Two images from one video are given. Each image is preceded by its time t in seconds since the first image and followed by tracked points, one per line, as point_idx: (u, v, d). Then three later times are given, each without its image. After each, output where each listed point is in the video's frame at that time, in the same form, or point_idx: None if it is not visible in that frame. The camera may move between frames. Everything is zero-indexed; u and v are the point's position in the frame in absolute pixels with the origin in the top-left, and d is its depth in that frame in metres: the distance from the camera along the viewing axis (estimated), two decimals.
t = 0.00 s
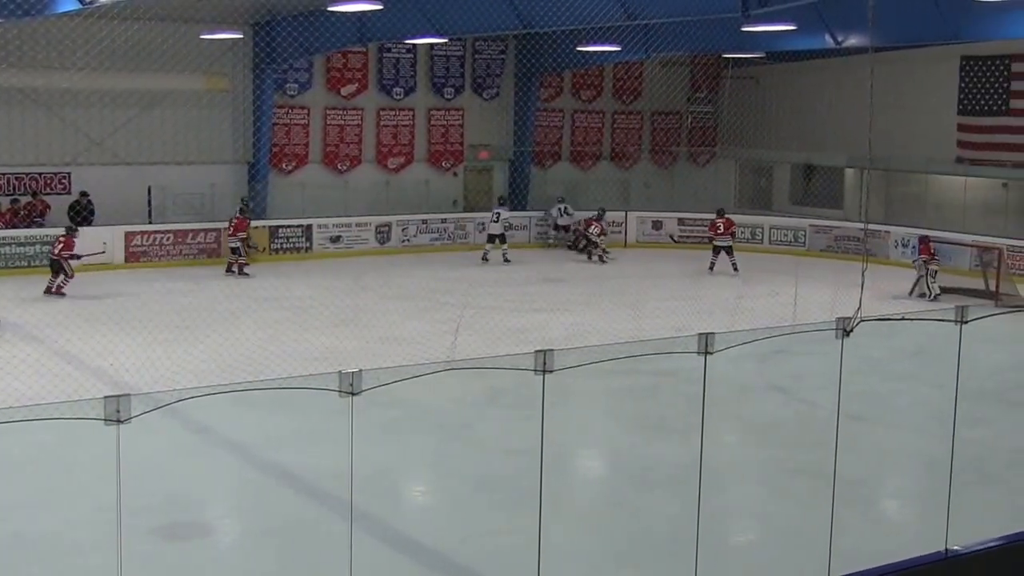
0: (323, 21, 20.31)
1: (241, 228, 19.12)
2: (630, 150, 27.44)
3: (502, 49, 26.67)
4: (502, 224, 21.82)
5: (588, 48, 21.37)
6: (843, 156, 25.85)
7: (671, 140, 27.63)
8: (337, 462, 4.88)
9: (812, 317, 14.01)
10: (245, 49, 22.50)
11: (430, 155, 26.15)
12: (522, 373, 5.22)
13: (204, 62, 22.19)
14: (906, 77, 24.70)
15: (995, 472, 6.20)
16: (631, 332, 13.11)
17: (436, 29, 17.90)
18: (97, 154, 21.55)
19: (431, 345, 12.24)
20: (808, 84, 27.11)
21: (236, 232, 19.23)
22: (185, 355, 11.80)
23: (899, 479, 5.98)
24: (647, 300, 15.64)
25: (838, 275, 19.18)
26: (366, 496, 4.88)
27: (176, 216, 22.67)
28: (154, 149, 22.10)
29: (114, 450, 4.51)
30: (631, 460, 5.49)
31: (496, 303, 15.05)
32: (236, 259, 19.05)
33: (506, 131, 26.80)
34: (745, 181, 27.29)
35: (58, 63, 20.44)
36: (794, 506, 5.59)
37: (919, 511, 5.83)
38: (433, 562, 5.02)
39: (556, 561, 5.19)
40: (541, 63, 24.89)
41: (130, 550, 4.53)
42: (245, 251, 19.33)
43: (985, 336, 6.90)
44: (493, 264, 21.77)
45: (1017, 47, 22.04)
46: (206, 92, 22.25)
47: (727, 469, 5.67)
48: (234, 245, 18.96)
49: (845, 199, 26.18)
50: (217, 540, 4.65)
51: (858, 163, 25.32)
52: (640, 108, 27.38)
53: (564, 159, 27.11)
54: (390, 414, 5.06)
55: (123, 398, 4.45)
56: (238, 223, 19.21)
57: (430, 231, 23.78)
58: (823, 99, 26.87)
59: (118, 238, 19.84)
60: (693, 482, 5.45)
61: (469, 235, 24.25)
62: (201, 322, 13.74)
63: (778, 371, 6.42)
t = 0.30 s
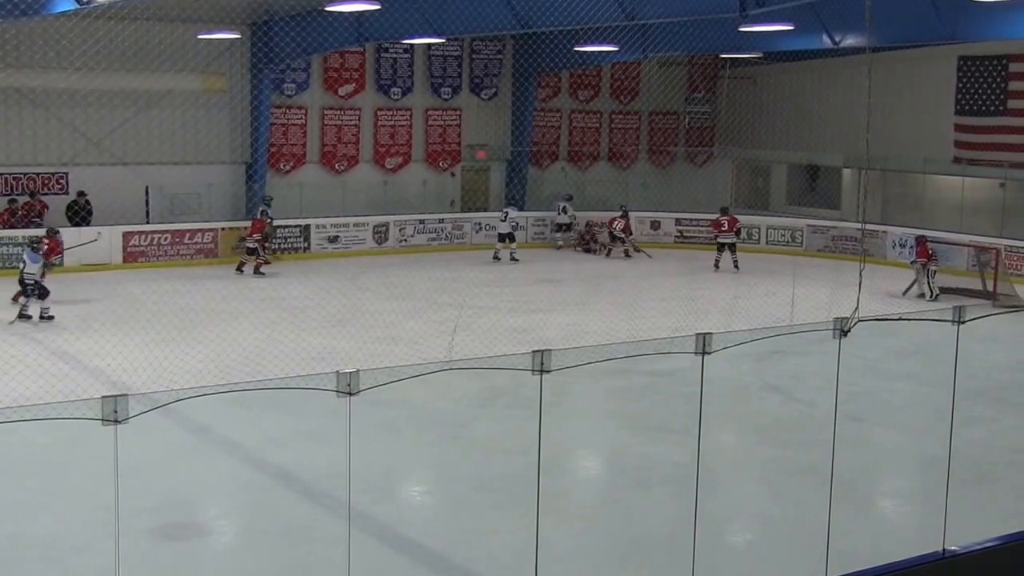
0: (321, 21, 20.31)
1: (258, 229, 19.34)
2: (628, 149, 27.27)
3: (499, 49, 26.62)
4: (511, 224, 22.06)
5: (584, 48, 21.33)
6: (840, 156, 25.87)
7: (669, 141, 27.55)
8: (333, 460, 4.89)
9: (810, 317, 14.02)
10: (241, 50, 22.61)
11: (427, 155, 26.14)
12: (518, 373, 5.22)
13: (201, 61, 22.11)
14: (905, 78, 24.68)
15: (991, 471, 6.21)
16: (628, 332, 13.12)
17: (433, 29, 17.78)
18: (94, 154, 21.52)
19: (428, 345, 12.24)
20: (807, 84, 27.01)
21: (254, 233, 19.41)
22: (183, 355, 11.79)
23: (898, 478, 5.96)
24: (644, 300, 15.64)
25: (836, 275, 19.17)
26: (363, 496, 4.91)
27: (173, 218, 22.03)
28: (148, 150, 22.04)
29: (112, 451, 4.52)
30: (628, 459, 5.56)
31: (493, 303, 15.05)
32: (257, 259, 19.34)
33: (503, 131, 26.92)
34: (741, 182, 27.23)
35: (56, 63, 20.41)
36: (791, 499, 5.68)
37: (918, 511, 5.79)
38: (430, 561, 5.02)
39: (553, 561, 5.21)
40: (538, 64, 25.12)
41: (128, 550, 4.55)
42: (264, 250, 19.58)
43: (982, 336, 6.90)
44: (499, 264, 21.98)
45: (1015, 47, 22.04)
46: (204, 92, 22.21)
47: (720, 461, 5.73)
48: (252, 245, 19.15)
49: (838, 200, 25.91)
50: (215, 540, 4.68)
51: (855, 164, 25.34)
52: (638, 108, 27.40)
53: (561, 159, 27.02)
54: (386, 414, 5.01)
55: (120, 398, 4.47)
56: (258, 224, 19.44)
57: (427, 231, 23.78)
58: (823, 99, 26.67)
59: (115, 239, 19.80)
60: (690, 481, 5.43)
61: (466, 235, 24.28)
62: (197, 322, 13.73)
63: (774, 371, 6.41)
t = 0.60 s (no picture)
0: (317, 21, 20.34)
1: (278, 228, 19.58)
2: (623, 149, 27.06)
3: (495, 49, 26.62)
4: (523, 224, 22.16)
5: (580, 48, 21.27)
6: (835, 156, 25.84)
7: (665, 142, 27.09)
8: (328, 460, 4.88)
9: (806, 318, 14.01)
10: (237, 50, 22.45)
11: (423, 155, 26.27)
12: (514, 373, 5.22)
13: (197, 61, 22.20)
14: (901, 78, 24.67)
15: (986, 472, 6.19)
16: (624, 332, 13.11)
17: (430, 30, 18.20)
18: (91, 154, 21.53)
19: (423, 345, 12.24)
20: (803, 85, 26.84)
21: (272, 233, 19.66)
22: (178, 356, 11.79)
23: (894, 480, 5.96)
24: (639, 300, 15.65)
25: (832, 275, 19.16)
26: (358, 496, 4.86)
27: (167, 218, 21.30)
28: (146, 150, 22.05)
29: (108, 451, 4.51)
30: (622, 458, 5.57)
31: (488, 304, 15.04)
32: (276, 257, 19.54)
33: (499, 131, 26.96)
34: (736, 181, 27.50)
35: (52, 63, 20.44)
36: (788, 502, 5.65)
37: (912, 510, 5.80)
38: (423, 561, 5.02)
39: (547, 560, 5.22)
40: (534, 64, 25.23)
41: (124, 550, 4.54)
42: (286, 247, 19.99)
43: (979, 337, 6.90)
44: (504, 263, 22.01)
45: (1011, 46, 22.02)
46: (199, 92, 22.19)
47: (718, 459, 5.86)
48: (270, 243, 19.42)
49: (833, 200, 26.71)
50: (213, 540, 4.72)
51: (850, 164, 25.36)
52: (633, 108, 27.41)
53: (556, 159, 27.12)
54: (380, 413, 4.99)
55: (116, 399, 4.44)
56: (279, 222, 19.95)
57: (422, 231, 23.82)
58: (819, 100, 26.56)
59: (111, 238, 19.85)
60: (686, 482, 5.42)
61: (461, 235, 24.32)
62: (191, 322, 13.72)
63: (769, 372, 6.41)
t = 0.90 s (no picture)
0: (312, 22, 20.38)
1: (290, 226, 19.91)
2: (617, 149, 27.09)
3: (489, 49, 26.62)
4: (532, 221, 22.15)
5: (575, 48, 21.28)
6: (828, 156, 25.60)
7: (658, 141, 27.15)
8: (325, 461, 4.92)
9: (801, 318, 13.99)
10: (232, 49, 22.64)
11: (417, 155, 26.19)
12: (509, 373, 5.20)
13: (191, 61, 22.22)
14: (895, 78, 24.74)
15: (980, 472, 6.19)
16: (619, 332, 13.10)
17: (423, 30, 18.10)
18: (84, 155, 21.50)
19: (417, 345, 12.25)
20: (797, 85, 26.98)
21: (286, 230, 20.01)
22: (172, 355, 11.79)
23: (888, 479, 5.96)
24: (632, 300, 15.65)
25: (827, 275, 19.16)
26: (354, 495, 4.92)
27: (161, 217, 21.71)
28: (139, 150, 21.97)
29: (102, 449, 4.54)
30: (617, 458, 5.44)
31: (482, 304, 15.05)
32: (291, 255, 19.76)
33: (492, 131, 26.74)
34: (731, 181, 26.94)
35: (45, 64, 20.44)
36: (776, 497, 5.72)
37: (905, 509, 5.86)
38: (418, 560, 5.08)
39: (541, 560, 5.25)
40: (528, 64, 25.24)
41: (118, 550, 4.59)
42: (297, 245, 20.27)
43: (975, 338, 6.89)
44: (518, 263, 22.02)
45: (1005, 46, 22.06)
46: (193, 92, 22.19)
47: (714, 461, 5.71)
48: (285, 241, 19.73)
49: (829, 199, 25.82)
50: (207, 540, 4.71)
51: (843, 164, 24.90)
52: (627, 108, 27.32)
53: (550, 159, 26.91)
54: (374, 413, 4.99)
55: (110, 398, 4.48)
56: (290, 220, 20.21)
57: (416, 231, 23.72)
58: (813, 99, 26.64)
59: (105, 238, 19.79)
60: (681, 481, 5.44)
61: (456, 235, 24.14)
62: (184, 322, 13.71)
63: (762, 370, 6.14)
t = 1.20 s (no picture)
0: (304, 22, 20.37)
1: (301, 226, 20.22)
2: (610, 149, 27.41)
3: (481, 49, 26.55)
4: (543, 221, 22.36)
5: (568, 48, 21.31)
6: (822, 156, 25.77)
7: (651, 141, 27.37)
8: (317, 462, 4.91)
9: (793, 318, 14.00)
10: (221, 50, 22.41)
11: (409, 155, 26.27)
12: (500, 372, 5.23)
13: (182, 61, 22.19)
14: (887, 78, 24.67)
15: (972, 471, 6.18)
16: (611, 331, 13.10)
17: (415, 30, 18.17)
18: (76, 154, 21.47)
19: (410, 345, 12.24)
20: (788, 85, 26.88)
21: (297, 230, 20.34)
22: (165, 355, 11.79)
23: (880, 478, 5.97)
24: (625, 300, 15.64)
25: (819, 275, 19.17)
26: (345, 497, 4.89)
27: (152, 217, 21.95)
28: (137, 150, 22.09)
29: (95, 450, 4.53)
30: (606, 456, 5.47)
31: (474, 304, 15.04)
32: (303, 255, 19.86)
33: (485, 131, 26.84)
34: (723, 182, 26.54)
35: (36, 64, 20.45)
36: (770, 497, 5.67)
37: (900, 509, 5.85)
38: (410, 561, 5.04)
39: (533, 560, 5.25)
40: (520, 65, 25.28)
41: (111, 550, 4.58)
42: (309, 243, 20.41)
43: (968, 337, 6.87)
44: (525, 263, 22.15)
45: (998, 46, 22.10)
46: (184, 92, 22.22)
47: (707, 461, 5.70)
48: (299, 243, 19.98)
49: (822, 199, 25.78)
50: (200, 540, 4.72)
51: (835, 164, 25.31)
52: (619, 108, 27.66)
53: (543, 159, 27.31)
54: (365, 413, 4.99)
55: (101, 398, 4.47)
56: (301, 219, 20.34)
57: (408, 231, 23.77)
58: (804, 100, 26.52)
59: (96, 239, 19.77)
60: (674, 482, 5.45)
61: (448, 235, 24.20)
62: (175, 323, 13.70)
63: (754, 370, 6.22)
